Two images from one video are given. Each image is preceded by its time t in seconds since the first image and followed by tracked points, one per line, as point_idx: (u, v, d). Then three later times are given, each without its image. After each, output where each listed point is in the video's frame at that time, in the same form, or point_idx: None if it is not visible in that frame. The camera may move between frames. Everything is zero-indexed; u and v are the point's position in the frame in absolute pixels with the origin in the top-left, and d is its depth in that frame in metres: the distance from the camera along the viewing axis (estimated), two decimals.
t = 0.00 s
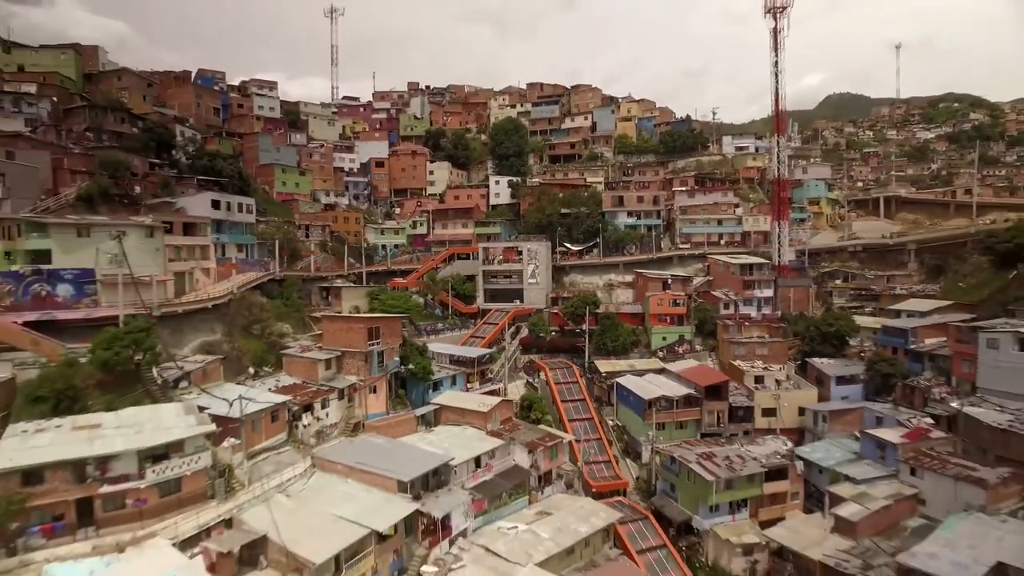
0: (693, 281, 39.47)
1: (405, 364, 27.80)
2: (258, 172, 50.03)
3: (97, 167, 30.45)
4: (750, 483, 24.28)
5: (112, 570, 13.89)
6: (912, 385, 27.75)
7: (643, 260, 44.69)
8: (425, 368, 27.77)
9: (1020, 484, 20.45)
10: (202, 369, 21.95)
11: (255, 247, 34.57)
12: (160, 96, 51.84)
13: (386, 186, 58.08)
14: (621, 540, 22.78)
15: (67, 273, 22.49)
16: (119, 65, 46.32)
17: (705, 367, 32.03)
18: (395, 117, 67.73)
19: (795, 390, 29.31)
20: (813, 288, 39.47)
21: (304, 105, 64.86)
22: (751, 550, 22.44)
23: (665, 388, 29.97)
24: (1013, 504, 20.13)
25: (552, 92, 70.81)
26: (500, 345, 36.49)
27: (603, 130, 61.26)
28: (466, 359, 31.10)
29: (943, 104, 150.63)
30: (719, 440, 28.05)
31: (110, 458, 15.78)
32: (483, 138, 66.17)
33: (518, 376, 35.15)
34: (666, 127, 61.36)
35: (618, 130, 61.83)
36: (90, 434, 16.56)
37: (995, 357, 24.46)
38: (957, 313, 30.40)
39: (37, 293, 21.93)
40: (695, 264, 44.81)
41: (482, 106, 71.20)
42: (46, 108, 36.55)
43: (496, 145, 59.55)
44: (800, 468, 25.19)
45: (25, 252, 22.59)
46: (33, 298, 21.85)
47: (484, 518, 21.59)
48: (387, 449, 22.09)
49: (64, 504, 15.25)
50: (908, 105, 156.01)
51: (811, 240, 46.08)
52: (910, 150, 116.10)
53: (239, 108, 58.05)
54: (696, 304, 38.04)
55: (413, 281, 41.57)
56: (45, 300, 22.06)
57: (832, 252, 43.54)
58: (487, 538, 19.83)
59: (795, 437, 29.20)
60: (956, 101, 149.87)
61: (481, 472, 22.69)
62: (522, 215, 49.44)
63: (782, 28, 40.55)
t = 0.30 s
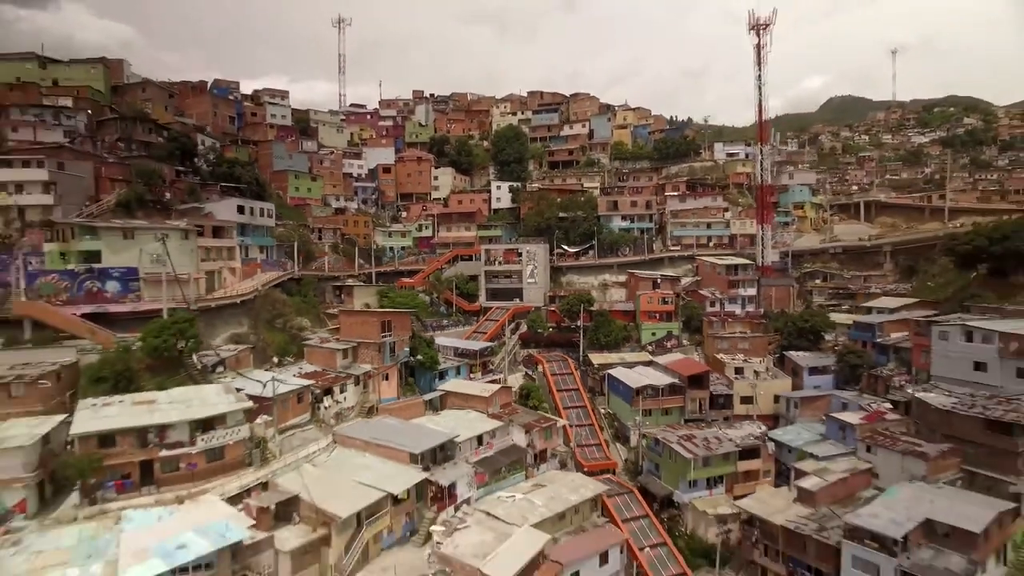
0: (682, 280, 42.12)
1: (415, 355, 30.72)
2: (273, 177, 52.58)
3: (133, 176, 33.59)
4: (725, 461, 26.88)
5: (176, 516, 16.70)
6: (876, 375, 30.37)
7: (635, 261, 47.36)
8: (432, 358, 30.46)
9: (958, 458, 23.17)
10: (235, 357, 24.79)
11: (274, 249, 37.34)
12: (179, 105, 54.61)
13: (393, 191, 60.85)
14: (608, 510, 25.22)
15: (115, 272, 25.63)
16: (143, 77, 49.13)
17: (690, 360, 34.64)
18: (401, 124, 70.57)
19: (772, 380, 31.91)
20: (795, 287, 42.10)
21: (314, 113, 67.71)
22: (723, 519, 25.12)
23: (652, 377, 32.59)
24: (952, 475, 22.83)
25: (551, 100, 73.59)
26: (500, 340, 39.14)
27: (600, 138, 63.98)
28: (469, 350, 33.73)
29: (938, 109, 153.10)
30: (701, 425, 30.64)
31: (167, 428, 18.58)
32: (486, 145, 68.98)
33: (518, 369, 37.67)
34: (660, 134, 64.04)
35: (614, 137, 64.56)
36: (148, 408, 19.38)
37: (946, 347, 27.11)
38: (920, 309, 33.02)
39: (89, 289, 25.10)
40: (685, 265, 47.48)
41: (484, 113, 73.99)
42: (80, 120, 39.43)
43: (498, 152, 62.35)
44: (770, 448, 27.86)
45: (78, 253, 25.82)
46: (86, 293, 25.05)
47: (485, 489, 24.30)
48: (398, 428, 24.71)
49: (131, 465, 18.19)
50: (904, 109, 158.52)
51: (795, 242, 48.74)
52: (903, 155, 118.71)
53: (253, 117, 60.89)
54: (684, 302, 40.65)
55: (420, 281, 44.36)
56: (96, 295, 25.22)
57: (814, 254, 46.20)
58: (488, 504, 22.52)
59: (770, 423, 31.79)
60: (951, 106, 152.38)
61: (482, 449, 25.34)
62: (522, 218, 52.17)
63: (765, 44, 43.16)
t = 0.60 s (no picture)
0: (674, 281, 44.20)
1: (421, 349, 32.91)
2: (284, 182, 54.68)
3: (158, 182, 36.22)
4: (708, 448, 28.91)
5: (213, 487, 18.93)
6: (853, 369, 32.40)
7: (631, 262, 49.35)
8: (436, 352, 32.66)
9: (920, 444, 25.28)
10: (256, 350, 26.95)
11: (287, 251, 39.53)
12: (194, 113, 56.85)
13: (398, 195, 62.98)
14: (599, 492, 27.28)
15: (145, 272, 28.02)
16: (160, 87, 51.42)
17: (679, 355, 36.68)
18: (406, 129, 72.80)
19: (755, 374, 33.94)
20: (782, 288, 44.14)
21: (322, 119, 69.95)
22: (706, 500, 27.24)
23: (643, 370, 34.61)
24: (914, 459, 24.94)
25: (551, 107, 75.77)
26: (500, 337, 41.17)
27: (598, 143, 66.14)
28: (471, 346, 35.86)
29: (935, 113, 155.00)
30: (688, 416, 32.66)
31: (200, 411, 20.75)
32: (487, 150, 71.20)
33: (518, 364, 39.60)
34: (656, 140, 66.11)
35: (612, 143, 66.70)
36: (182, 393, 21.56)
37: (914, 342, 29.18)
38: (896, 308, 35.06)
39: (122, 287, 27.56)
40: (678, 266, 49.55)
41: (486, 119, 76.23)
42: (105, 129, 41.78)
43: (500, 157, 64.55)
44: (751, 436, 29.93)
45: (112, 254, 28.04)
46: (120, 291, 27.50)
47: (486, 471, 26.39)
48: (406, 415, 26.75)
49: (169, 444, 20.42)
50: (901, 113, 160.28)
51: (784, 244, 50.80)
52: (899, 158, 120.56)
53: (263, 123, 63.10)
54: (676, 302, 42.69)
55: (425, 281, 46.46)
56: (128, 293, 27.63)
57: (801, 255, 48.22)
58: (489, 484, 24.63)
59: (754, 413, 33.82)
60: (947, 110, 154.33)
61: (483, 436, 27.34)
62: (522, 221, 54.33)
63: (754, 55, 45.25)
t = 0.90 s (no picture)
0: (665, 282, 46.57)
1: (426, 346, 35.41)
2: (294, 187, 57.03)
3: (182, 190, 39.01)
4: (692, 436, 31.18)
5: (246, 463, 21.44)
6: (828, 364, 34.64)
7: (625, 264, 51.64)
8: (441, 348, 35.11)
9: (884, 430, 27.51)
10: (276, 344, 29.46)
11: (300, 253, 42.04)
12: (208, 122, 59.45)
13: (403, 200, 65.32)
14: (591, 476, 29.64)
15: (174, 273, 30.67)
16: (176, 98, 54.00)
17: (669, 352, 38.97)
18: (410, 136, 75.30)
19: (739, 368, 36.23)
20: (768, 289, 46.48)
21: (329, 126, 72.50)
22: (689, 483, 29.43)
23: (634, 365, 36.99)
24: (878, 444, 27.17)
25: (551, 114, 78.27)
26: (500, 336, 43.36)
27: (595, 149, 68.55)
28: (474, 342, 38.31)
29: (930, 117, 157.23)
30: (675, 407, 34.96)
31: (231, 398, 23.20)
32: (489, 156, 73.67)
33: (518, 360, 42.05)
34: (651, 147, 68.54)
35: (609, 149, 69.10)
36: (214, 382, 24.06)
37: (882, 339, 31.52)
38: (871, 307, 37.36)
39: (153, 287, 30.09)
40: (670, 268, 51.88)
41: (488, 126, 78.72)
42: (128, 139, 44.44)
43: (501, 163, 67.02)
44: (732, 425, 32.23)
45: (143, 257, 31.01)
46: (151, 291, 30.06)
47: (485, 456, 28.80)
48: (413, 404, 29.10)
49: (203, 426, 22.91)
50: (897, 117, 162.44)
51: (772, 247, 53.14)
52: (895, 162, 122.64)
53: (273, 131, 65.62)
54: (667, 302, 45.04)
55: (429, 282, 48.78)
56: (159, 292, 30.15)
57: (788, 258, 50.54)
58: (488, 466, 26.93)
59: (738, 405, 36.11)
60: (942, 114, 156.53)
61: (484, 423, 29.49)
62: (521, 226, 56.74)
63: (741, 68, 47.65)
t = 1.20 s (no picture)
0: (658, 284, 48.68)
1: (431, 343, 37.68)
2: (303, 193, 58.83)
3: (199, 197, 41.34)
4: (680, 427, 33.20)
5: (269, 448, 23.61)
6: (810, 360, 36.76)
7: (621, 266, 53.75)
8: (444, 345, 37.34)
9: (857, 421, 29.62)
10: (292, 341, 31.73)
11: (311, 256, 44.30)
12: (219, 129, 61.33)
13: (406, 204, 67.17)
14: (585, 464, 31.73)
15: (196, 275, 32.72)
16: (190, 107, 56.28)
17: (661, 349, 41.09)
18: (413, 142, 77.55)
19: (726, 365, 38.26)
20: (757, 290, 48.60)
21: (335, 132, 74.79)
22: (677, 471, 31.32)
23: (627, 362, 39.05)
24: (851, 434, 29.29)
25: (550, 120, 80.53)
26: (500, 335, 45.20)
27: (592, 155, 70.78)
28: (475, 340, 40.27)
29: (925, 120, 159.22)
30: (666, 401, 37.06)
31: (253, 389, 25.39)
32: (490, 161, 75.86)
33: (518, 358, 44.15)
34: (647, 152, 70.71)
35: (606, 155, 71.27)
36: (237, 375, 26.26)
37: (859, 336, 33.59)
38: (852, 307, 39.43)
39: (176, 288, 32.07)
40: (664, 270, 54.00)
41: (489, 132, 80.94)
42: (147, 148, 46.72)
43: (502, 169, 69.19)
44: (718, 418, 34.29)
45: (167, 260, 33.13)
46: (175, 292, 32.03)
47: (486, 444, 30.85)
48: (419, 397, 31.24)
49: (228, 415, 25.06)
50: (893, 121, 164.62)
51: (762, 250, 55.26)
52: (890, 164, 124.49)
53: (281, 137, 67.87)
54: (660, 303, 47.17)
55: (433, 283, 50.91)
56: (181, 293, 32.18)
57: (777, 260, 52.64)
58: (489, 454, 29.05)
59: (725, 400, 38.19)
60: (937, 117, 158.59)
61: (486, 415, 31.59)
62: (521, 229, 58.87)
63: (732, 78, 49.79)
